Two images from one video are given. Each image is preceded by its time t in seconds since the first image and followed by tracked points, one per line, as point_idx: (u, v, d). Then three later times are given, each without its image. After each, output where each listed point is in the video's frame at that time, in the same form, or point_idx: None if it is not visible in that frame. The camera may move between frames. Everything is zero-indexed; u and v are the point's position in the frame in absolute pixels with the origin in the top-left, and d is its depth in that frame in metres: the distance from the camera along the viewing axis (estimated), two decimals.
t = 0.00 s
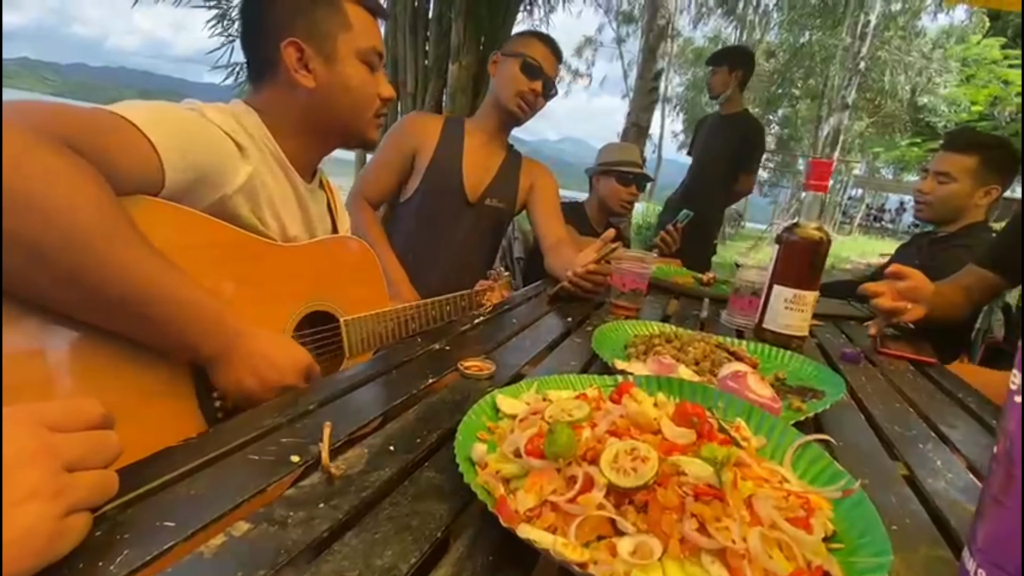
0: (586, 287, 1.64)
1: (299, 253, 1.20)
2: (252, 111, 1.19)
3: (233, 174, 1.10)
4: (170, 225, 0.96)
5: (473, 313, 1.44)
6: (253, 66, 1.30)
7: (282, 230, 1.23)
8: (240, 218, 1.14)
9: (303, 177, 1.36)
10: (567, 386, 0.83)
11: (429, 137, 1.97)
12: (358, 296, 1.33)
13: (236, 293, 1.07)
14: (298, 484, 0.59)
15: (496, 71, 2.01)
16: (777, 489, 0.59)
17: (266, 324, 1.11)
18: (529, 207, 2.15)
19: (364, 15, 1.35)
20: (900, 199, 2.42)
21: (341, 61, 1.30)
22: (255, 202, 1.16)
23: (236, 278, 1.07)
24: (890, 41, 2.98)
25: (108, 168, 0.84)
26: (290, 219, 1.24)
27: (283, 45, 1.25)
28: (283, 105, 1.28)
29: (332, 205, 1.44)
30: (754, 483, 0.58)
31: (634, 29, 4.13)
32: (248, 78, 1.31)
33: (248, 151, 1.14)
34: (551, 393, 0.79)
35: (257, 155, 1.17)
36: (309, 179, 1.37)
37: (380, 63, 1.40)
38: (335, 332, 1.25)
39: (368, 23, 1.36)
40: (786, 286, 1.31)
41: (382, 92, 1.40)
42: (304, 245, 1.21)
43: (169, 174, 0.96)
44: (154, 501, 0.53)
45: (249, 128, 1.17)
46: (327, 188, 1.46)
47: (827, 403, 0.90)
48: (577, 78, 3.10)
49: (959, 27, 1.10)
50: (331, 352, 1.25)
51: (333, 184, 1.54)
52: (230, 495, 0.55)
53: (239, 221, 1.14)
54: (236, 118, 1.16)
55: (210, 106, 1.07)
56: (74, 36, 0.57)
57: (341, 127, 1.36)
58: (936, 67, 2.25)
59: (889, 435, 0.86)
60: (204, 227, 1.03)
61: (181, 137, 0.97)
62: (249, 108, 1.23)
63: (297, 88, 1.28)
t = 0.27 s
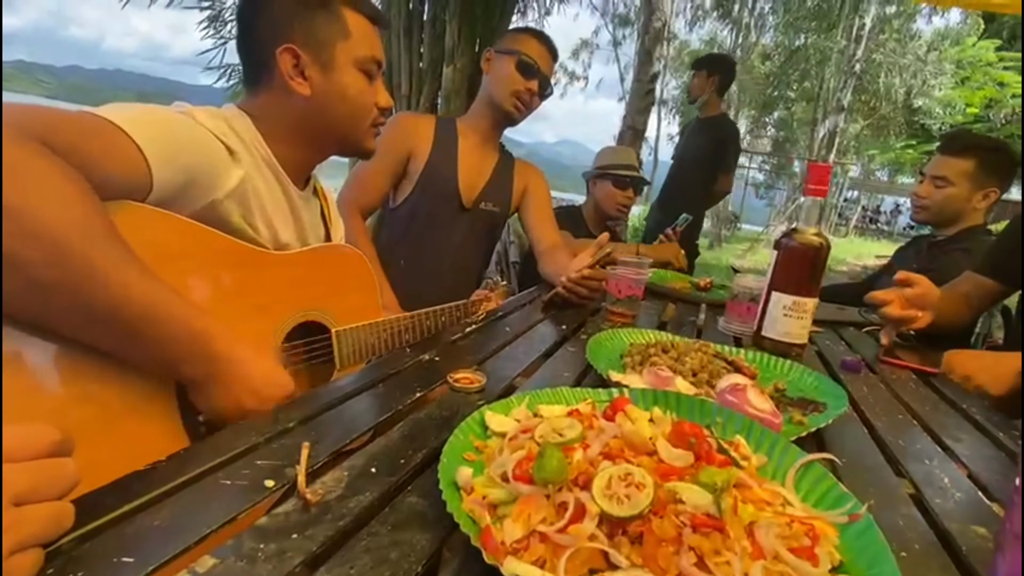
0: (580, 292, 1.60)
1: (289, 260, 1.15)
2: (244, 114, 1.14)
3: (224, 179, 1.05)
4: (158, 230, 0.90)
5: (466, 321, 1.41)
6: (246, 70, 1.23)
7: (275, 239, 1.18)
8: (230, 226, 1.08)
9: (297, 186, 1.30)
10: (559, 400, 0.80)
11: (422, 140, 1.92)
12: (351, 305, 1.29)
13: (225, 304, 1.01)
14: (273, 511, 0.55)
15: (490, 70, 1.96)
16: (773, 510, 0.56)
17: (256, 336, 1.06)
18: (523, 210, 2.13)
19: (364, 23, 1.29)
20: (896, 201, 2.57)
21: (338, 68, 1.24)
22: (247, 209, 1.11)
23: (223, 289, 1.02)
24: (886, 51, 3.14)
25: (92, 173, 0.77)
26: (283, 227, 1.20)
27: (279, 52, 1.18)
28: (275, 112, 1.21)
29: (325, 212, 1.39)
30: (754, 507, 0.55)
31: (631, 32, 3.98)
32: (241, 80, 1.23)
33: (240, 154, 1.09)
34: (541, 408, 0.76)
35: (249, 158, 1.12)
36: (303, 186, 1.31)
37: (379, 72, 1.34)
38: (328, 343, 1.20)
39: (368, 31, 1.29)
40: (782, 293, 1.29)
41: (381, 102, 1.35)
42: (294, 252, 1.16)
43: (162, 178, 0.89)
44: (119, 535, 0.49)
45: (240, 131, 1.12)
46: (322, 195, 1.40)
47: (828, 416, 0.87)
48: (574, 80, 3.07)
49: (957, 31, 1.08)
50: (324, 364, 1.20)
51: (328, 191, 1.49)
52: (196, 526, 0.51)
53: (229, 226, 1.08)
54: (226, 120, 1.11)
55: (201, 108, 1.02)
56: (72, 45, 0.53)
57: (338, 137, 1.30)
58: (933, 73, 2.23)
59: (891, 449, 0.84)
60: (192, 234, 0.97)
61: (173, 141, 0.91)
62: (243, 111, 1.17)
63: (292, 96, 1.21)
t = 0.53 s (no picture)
0: (572, 298, 1.56)
1: (272, 266, 1.12)
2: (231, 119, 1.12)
3: (202, 184, 1.02)
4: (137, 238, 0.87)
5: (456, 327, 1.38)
6: (228, 71, 1.19)
7: (259, 244, 1.15)
8: (209, 232, 1.05)
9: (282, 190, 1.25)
10: (546, 412, 0.77)
11: (416, 145, 1.85)
12: (336, 311, 1.26)
13: (204, 314, 0.98)
14: (242, 536, 0.52)
15: (487, 68, 1.92)
16: (769, 529, 0.54)
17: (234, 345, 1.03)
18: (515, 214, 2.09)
19: (350, 22, 1.23)
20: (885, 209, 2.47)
21: (320, 68, 1.19)
22: (226, 215, 1.08)
23: (202, 297, 0.99)
24: (881, 48, 2.39)
25: (55, 176, 0.72)
26: (266, 233, 1.16)
27: (257, 50, 1.12)
28: (257, 114, 1.16)
29: (311, 216, 1.36)
30: (749, 526, 0.53)
31: (625, 35, 4.02)
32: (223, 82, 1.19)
33: (221, 159, 1.06)
34: (528, 421, 0.73)
35: (231, 164, 1.09)
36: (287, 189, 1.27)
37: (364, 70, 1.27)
38: (312, 351, 1.18)
39: (353, 29, 1.23)
40: (774, 298, 1.26)
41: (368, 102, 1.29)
42: (275, 258, 1.13)
43: (137, 184, 0.86)
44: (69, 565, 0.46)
45: (222, 134, 1.10)
46: (308, 197, 1.37)
47: (824, 426, 0.85)
48: (569, 83, 3.04)
49: (948, 38, 1.07)
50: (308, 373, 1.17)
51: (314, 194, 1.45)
52: (154, 552, 0.49)
53: (208, 234, 1.05)
54: (207, 122, 1.07)
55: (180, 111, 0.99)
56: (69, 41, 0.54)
57: (324, 141, 1.24)
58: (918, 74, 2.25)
59: (888, 460, 0.81)
60: (173, 241, 0.93)
61: (150, 145, 0.88)
62: (229, 113, 1.14)
63: (273, 96, 1.16)
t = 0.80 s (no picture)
0: (566, 304, 1.53)
1: (241, 272, 1.09)
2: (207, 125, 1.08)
3: (169, 189, 0.98)
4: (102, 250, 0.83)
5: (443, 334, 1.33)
6: (202, 71, 1.12)
7: (230, 250, 1.13)
8: (177, 239, 1.02)
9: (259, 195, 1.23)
10: (532, 428, 0.73)
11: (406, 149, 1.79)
12: (311, 318, 1.23)
13: (168, 325, 0.94)
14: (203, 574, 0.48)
15: (485, 72, 1.84)
16: (770, 560, 0.51)
17: (206, 356, 1.00)
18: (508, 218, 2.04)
19: (329, 21, 1.18)
20: (878, 206, 2.58)
21: (297, 67, 1.14)
22: (195, 221, 1.05)
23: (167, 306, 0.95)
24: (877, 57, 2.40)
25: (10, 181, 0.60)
26: (235, 236, 1.14)
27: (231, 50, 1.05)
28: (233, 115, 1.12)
29: (290, 219, 1.32)
30: (748, 554, 0.50)
31: (618, 38, 3.82)
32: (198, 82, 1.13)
33: (188, 162, 1.02)
34: (513, 439, 0.69)
35: (198, 167, 1.05)
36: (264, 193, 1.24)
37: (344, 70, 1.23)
38: (287, 359, 1.15)
39: (333, 29, 1.19)
40: (770, 305, 1.23)
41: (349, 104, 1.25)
42: (245, 264, 1.10)
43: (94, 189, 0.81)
44: None
45: (192, 136, 1.06)
46: (285, 198, 1.32)
47: (823, 440, 0.81)
48: (562, 84, 2.99)
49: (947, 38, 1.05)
50: (283, 382, 1.15)
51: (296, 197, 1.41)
52: None
53: (174, 241, 1.02)
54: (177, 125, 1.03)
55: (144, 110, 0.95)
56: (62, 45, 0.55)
57: (303, 143, 1.20)
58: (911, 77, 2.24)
59: (888, 475, 0.78)
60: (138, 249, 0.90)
61: (114, 147, 0.83)
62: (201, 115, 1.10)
63: (247, 95, 1.12)
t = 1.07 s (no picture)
0: (558, 310, 1.49)
1: (211, 278, 1.05)
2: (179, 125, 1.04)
3: (130, 189, 0.94)
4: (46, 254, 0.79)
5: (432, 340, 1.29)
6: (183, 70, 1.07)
7: (202, 253, 1.09)
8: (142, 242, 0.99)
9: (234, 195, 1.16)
10: (520, 444, 0.70)
11: (394, 150, 1.74)
12: (290, 325, 1.19)
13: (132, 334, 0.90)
14: None
15: (477, 73, 1.80)
16: None
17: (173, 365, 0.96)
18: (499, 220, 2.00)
19: (332, 45, 1.17)
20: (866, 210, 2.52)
21: (292, 77, 1.11)
22: (162, 223, 1.01)
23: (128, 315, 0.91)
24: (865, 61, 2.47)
25: None
26: (206, 239, 1.09)
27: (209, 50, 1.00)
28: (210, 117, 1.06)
29: (271, 219, 1.25)
30: None
31: (610, 39, 3.69)
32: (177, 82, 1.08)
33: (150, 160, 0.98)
34: (502, 459, 0.65)
35: (162, 165, 1.01)
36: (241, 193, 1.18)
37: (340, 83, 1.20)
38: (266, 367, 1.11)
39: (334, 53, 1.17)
40: (768, 311, 1.20)
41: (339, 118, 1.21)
42: (217, 269, 1.06)
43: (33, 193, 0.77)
44: None
45: (158, 136, 1.01)
46: (269, 201, 1.27)
47: (824, 455, 0.78)
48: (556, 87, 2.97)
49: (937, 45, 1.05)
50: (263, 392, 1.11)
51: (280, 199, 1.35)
52: None
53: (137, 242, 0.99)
54: (141, 126, 0.98)
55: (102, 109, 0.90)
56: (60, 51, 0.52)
57: (292, 150, 1.16)
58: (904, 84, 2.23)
59: (893, 490, 0.75)
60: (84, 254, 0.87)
61: (60, 146, 0.80)
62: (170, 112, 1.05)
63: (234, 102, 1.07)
